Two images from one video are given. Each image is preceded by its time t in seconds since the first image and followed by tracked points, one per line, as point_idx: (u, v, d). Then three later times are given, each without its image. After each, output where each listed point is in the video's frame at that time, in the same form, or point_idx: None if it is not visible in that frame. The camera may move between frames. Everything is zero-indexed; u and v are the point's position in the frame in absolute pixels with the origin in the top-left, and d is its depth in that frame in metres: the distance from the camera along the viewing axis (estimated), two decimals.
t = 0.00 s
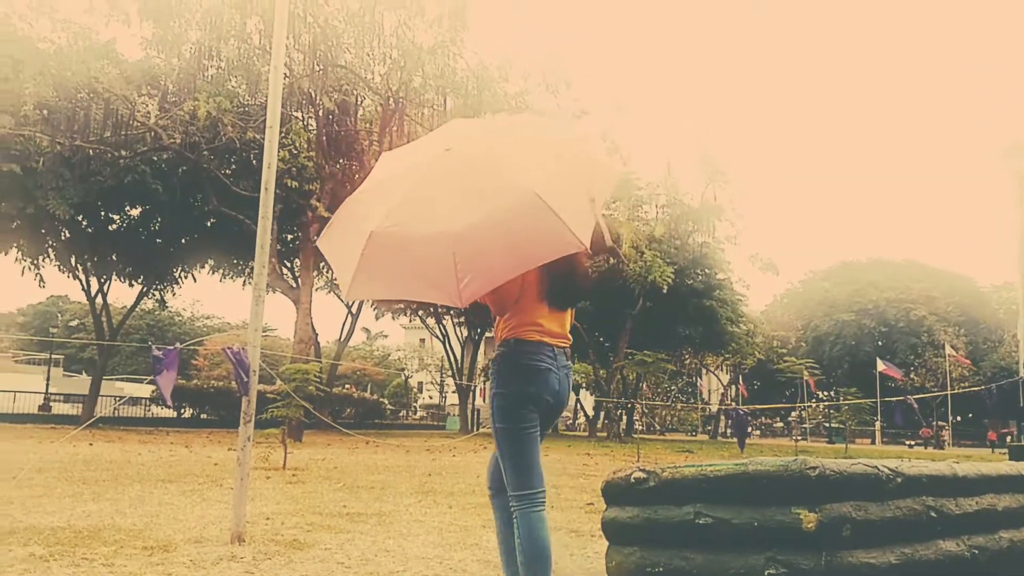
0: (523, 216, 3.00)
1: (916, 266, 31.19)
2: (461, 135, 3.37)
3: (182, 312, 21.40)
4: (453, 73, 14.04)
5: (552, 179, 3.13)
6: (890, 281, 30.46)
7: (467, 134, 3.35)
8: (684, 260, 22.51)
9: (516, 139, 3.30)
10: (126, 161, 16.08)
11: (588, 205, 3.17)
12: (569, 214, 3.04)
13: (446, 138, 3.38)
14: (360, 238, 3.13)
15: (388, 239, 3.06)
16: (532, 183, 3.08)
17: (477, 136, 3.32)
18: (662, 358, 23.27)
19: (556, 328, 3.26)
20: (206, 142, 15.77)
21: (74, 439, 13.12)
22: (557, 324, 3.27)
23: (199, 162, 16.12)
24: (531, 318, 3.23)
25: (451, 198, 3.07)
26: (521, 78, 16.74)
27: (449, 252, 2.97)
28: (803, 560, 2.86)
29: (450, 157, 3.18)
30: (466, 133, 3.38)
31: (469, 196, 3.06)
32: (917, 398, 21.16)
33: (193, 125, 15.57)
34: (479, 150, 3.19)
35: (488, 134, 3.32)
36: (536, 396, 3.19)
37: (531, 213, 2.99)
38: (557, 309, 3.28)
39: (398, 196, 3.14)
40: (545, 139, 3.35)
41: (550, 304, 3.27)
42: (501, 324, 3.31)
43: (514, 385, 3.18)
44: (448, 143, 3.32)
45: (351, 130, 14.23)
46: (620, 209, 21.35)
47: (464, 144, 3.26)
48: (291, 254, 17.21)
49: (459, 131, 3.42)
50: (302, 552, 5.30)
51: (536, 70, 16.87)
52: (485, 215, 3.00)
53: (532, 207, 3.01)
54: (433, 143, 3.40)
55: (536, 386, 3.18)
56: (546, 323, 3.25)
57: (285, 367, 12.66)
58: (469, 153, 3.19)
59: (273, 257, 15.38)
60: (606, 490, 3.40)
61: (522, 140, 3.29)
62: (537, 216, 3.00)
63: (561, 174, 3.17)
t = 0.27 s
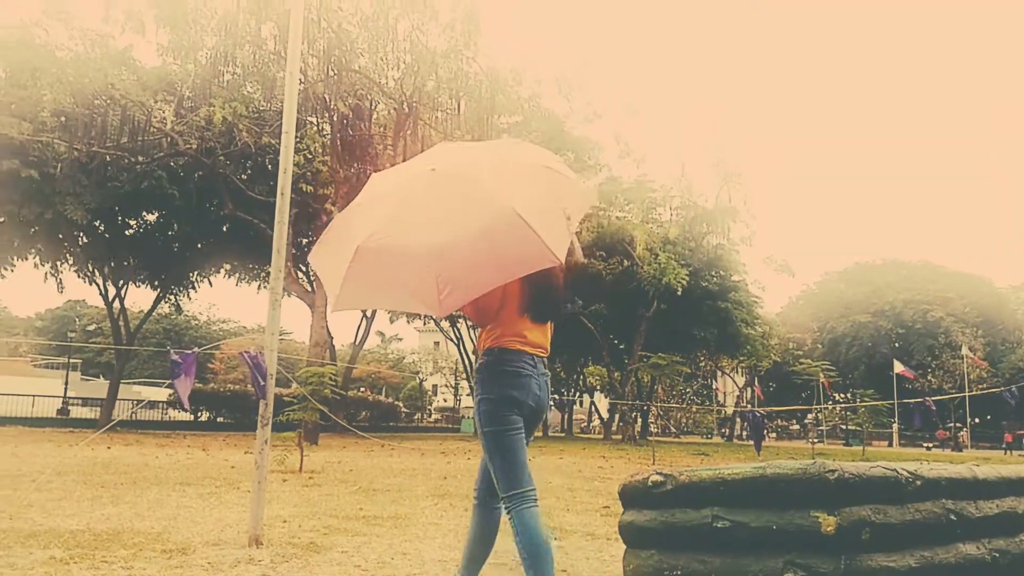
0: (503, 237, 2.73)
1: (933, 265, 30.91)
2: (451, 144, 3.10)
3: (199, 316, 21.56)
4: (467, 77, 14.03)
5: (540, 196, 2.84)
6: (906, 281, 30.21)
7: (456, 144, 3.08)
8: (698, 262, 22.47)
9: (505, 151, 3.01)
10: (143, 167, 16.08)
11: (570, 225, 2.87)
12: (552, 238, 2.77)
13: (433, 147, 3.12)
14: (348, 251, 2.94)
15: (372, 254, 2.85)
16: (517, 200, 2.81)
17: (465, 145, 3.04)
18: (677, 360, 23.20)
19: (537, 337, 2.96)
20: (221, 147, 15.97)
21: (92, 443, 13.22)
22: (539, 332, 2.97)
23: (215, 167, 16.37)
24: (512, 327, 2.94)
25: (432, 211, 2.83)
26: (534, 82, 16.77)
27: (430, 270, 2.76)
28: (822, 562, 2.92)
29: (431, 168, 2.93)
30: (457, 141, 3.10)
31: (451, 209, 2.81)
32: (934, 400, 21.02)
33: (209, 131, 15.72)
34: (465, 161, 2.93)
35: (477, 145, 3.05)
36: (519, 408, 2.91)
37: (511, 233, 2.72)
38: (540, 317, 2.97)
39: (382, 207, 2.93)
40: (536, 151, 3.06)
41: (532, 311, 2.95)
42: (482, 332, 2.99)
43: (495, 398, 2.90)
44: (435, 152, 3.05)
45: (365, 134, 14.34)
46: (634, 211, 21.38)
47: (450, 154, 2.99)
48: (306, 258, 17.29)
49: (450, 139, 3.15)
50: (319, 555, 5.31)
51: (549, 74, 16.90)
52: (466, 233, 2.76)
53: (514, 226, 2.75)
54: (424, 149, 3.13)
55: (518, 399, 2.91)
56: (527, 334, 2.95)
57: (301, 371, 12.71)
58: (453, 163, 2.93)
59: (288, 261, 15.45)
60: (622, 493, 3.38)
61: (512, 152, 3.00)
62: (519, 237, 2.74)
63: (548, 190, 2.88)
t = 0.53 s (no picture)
0: (483, 248, 3.01)
1: (947, 267, 30.71)
2: (433, 162, 3.37)
3: (211, 319, 21.66)
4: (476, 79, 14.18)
5: (513, 211, 3.12)
6: (920, 283, 29.98)
7: (437, 163, 3.35)
8: (709, 263, 22.45)
9: (483, 169, 3.29)
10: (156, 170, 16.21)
11: (545, 234, 3.15)
12: (528, 247, 3.04)
13: (416, 165, 3.39)
14: (339, 263, 3.19)
15: (362, 266, 3.11)
16: (495, 214, 3.09)
17: (446, 164, 3.32)
18: (688, 362, 23.15)
19: (509, 341, 3.22)
20: (234, 151, 16.03)
21: (107, 446, 13.31)
22: (511, 339, 3.23)
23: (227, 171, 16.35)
24: (485, 335, 3.20)
25: (417, 228, 3.10)
26: (545, 85, 16.79)
27: (417, 281, 3.02)
28: (837, 565, 2.94)
29: (415, 185, 3.20)
30: (437, 160, 3.38)
31: (434, 225, 3.09)
32: (948, 403, 20.87)
33: (222, 134, 15.77)
34: (445, 179, 3.20)
35: (456, 164, 3.32)
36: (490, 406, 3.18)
37: (490, 245, 2.99)
38: (511, 325, 3.23)
39: (370, 222, 3.19)
40: (510, 168, 3.34)
41: (505, 319, 3.22)
42: (458, 336, 3.25)
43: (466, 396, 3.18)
44: (418, 170, 3.32)
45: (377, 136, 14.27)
46: (645, 213, 21.45)
47: (432, 172, 3.26)
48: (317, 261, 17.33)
49: (430, 158, 3.43)
50: (332, 558, 5.33)
51: (560, 77, 16.90)
52: (449, 245, 3.04)
53: (492, 238, 3.02)
54: (407, 167, 3.40)
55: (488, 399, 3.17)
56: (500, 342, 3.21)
57: (313, 373, 12.74)
58: (435, 180, 3.20)
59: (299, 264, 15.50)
60: (635, 496, 3.39)
61: (489, 169, 3.29)
62: (498, 248, 3.01)
63: (523, 203, 3.17)
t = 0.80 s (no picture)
0: (470, 259, 2.81)
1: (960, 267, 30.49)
2: (418, 176, 3.19)
3: (223, 323, 21.75)
4: (488, 83, 13.95)
5: (500, 224, 2.94)
6: (934, 283, 29.71)
7: (423, 177, 3.18)
8: (720, 265, 22.43)
9: (468, 181, 3.12)
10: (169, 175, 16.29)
11: (530, 247, 2.96)
12: (515, 261, 2.85)
13: (400, 179, 3.22)
14: (325, 280, 2.98)
15: (347, 282, 2.90)
16: (481, 226, 2.91)
17: (431, 178, 3.15)
18: (700, 364, 23.11)
19: (495, 343, 2.93)
20: (245, 155, 16.08)
21: (121, 448, 13.39)
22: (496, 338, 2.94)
23: (239, 175, 16.49)
24: (468, 332, 2.91)
25: (402, 240, 2.90)
26: (555, 87, 16.80)
27: (402, 295, 2.80)
28: (851, 567, 2.93)
29: (401, 198, 3.02)
30: (422, 174, 3.21)
31: (420, 237, 2.89)
32: (962, 405, 20.76)
33: (233, 139, 15.78)
34: (432, 191, 3.02)
35: (442, 177, 3.15)
36: (468, 408, 2.90)
37: (475, 254, 2.80)
38: (498, 325, 2.94)
39: (355, 237, 2.99)
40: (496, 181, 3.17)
41: (491, 319, 2.93)
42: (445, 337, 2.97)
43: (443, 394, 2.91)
44: (403, 183, 3.14)
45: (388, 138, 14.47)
46: (655, 215, 21.34)
47: (417, 185, 3.08)
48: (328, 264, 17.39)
49: (414, 173, 3.26)
50: (345, 560, 5.34)
51: (571, 79, 16.88)
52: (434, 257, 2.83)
53: (478, 250, 2.83)
54: (392, 183, 3.23)
55: (464, 399, 2.89)
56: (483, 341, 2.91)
57: (324, 376, 12.77)
58: (422, 193, 3.02)
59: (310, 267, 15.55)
60: (650, 497, 3.41)
61: (474, 181, 3.12)
62: (486, 260, 2.81)
63: (509, 215, 2.99)
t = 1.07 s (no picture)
0: (443, 274, 2.95)
1: (973, 269, 30.34)
2: (396, 191, 3.33)
3: (234, 326, 21.84)
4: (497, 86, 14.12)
5: (472, 233, 3.07)
6: (947, 285, 29.57)
7: (401, 192, 3.31)
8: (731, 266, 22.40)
9: (446, 194, 3.25)
10: (181, 179, 16.38)
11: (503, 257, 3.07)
12: (487, 272, 2.97)
13: (380, 195, 3.35)
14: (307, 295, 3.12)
15: (325, 295, 3.03)
16: (455, 239, 3.04)
17: (410, 194, 3.28)
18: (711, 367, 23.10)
19: (471, 350, 3.11)
20: (256, 160, 16.16)
21: (134, 452, 13.48)
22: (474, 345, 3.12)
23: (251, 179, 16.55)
24: (448, 340, 3.11)
25: (378, 254, 3.03)
26: (565, 90, 16.82)
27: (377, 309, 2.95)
28: (865, 571, 2.93)
29: (378, 214, 3.14)
30: (401, 189, 3.34)
31: (395, 253, 3.02)
32: (975, 408, 20.65)
33: (244, 144, 15.86)
34: (407, 205, 3.15)
35: (420, 192, 3.28)
36: (443, 412, 3.09)
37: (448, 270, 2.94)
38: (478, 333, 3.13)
39: (335, 253, 3.12)
40: (471, 193, 3.30)
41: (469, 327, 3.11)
42: (427, 344, 3.17)
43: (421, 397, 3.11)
44: (383, 199, 3.27)
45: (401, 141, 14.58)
46: (665, 217, 21.30)
47: (394, 201, 3.21)
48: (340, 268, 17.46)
49: (395, 188, 3.38)
50: (357, 564, 5.35)
51: (581, 82, 16.91)
52: (408, 271, 2.97)
53: (451, 263, 2.97)
54: (372, 198, 3.36)
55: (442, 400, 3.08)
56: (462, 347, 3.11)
57: (336, 380, 12.81)
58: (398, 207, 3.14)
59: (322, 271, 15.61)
60: (660, 500, 3.38)
61: (451, 196, 3.24)
62: (457, 273, 2.95)
63: (484, 227, 3.11)
